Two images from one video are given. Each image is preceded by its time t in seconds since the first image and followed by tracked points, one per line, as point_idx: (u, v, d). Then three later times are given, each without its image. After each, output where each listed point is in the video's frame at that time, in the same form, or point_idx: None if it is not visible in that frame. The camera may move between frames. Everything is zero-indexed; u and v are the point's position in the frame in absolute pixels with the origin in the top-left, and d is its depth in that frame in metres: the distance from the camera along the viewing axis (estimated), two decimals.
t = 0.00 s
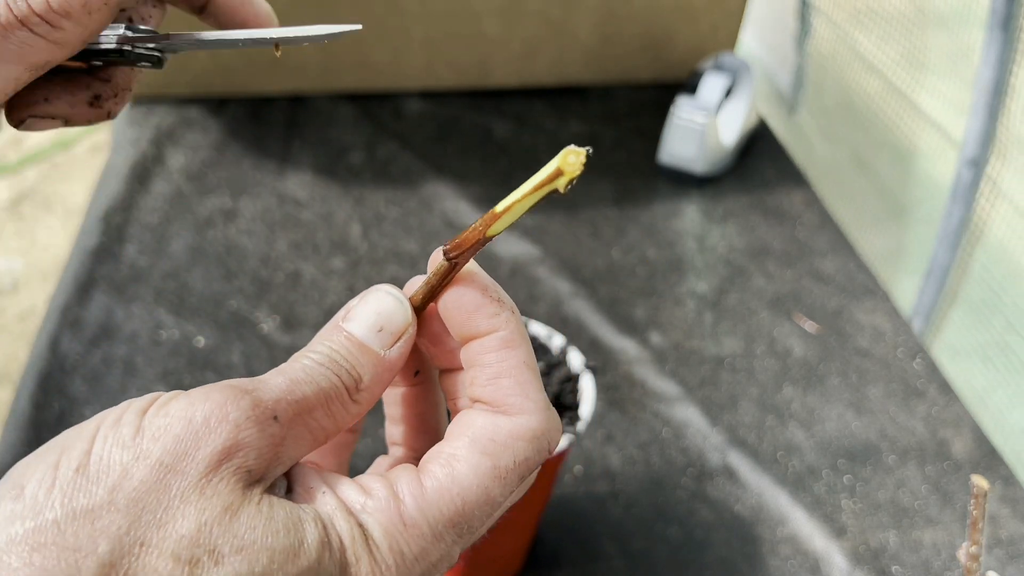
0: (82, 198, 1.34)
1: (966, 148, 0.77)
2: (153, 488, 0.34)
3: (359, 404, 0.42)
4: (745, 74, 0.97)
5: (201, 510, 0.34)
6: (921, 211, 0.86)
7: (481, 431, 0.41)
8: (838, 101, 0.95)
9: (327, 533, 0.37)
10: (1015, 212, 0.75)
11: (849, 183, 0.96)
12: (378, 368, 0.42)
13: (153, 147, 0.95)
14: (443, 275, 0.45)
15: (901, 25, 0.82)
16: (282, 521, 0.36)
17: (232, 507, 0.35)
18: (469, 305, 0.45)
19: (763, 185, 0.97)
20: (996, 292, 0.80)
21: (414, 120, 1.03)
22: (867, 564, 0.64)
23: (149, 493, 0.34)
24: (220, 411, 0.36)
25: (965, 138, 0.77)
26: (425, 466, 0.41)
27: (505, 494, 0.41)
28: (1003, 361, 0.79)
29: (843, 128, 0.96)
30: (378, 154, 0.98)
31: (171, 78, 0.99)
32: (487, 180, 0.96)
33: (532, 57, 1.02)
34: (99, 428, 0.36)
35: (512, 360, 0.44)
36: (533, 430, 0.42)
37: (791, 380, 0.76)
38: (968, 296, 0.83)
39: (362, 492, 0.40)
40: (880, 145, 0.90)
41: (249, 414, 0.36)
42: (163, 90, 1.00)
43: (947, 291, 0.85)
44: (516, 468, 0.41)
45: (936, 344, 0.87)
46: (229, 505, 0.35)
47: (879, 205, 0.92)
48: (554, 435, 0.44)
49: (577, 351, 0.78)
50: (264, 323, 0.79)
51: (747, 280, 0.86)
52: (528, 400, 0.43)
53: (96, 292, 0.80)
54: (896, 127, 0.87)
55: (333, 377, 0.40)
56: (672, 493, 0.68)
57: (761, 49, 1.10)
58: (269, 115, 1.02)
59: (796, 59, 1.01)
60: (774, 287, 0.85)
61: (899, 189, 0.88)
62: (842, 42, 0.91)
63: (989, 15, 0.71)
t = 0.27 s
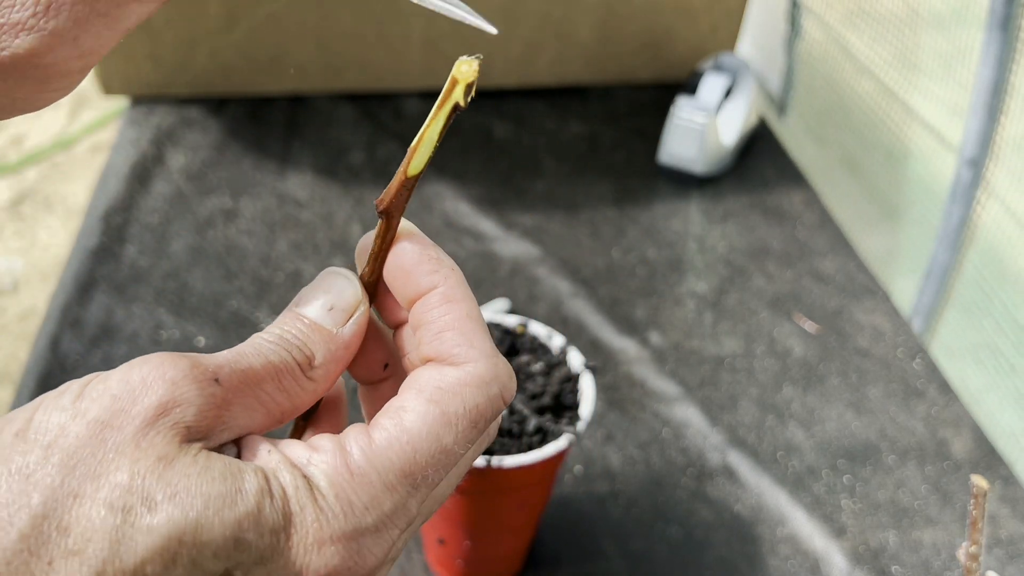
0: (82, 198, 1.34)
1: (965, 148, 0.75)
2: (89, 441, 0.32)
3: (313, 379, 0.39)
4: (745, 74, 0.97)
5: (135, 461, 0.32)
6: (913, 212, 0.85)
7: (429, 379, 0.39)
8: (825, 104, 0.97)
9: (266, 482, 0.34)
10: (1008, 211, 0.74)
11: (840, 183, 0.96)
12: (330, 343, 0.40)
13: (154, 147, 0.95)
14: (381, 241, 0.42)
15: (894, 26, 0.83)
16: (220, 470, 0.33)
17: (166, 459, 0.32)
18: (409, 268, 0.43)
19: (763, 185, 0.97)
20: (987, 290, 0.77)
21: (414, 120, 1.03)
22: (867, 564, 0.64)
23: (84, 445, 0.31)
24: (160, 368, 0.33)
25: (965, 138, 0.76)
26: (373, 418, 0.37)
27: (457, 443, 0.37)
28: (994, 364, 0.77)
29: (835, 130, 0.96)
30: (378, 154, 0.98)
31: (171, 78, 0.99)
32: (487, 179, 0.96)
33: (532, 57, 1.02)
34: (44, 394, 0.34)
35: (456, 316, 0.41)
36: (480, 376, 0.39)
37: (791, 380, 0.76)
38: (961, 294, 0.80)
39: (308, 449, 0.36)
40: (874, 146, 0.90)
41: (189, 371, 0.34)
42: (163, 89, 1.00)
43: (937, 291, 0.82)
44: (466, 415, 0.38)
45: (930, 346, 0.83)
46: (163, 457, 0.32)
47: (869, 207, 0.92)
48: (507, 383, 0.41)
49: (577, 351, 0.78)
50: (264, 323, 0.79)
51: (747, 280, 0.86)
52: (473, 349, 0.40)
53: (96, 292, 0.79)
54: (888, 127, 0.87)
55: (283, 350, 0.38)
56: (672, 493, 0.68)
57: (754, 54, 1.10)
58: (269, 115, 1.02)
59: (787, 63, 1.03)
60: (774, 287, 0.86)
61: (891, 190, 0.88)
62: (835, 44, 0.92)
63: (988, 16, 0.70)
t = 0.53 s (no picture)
0: (83, 198, 1.34)
1: (965, 148, 0.75)
2: (94, 444, 0.31)
3: (311, 389, 0.39)
4: (745, 74, 0.97)
5: (141, 462, 0.31)
6: (913, 212, 0.85)
7: (425, 382, 0.39)
8: (829, 104, 0.96)
9: (269, 484, 0.34)
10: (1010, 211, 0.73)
11: (841, 184, 0.95)
12: (327, 352, 0.40)
13: (154, 147, 0.95)
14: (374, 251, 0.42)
15: (895, 25, 0.83)
16: (224, 472, 0.32)
17: (172, 461, 0.32)
18: (402, 272, 0.43)
19: (762, 185, 0.98)
20: (986, 289, 0.77)
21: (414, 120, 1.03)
22: (867, 564, 0.64)
23: (90, 447, 0.31)
24: (164, 375, 0.33)
25: (965, 138, 0.75)
26: (372, 422, 0.37)
27: (454, 443, 0.37)
28: (993, 363, 0.76)
29: (837, 129, 0.96)
30: (378, 154, 0.98)
31: (171, 78, 0.99)
32: (488, 180, 0.96)
33: (532, 57, 1.02)
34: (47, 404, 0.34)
35: (447, 318, 0.41)
36: (476, 375, 0.39)
37: (791, 380, 0.76)
38: (960, 294, 0.79)
39: (309, 451, 0.36)
40: (875, 146, 0.90)
41: (193, 377, 0.34)
42: (163, 90, 1.01)
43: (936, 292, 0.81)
44: (464, 417, 0.38)
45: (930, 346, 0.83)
46: (169, 459, 0.32)
47: (869, 208, 0.92)
48: (504, 384, 0.41)
49: (578, 351, 0.78)
50: (264, 323, 0.79)
51: (747, 280, 0.86)
52: (468, 350, 0.40)
53: (96, 292, 0.79)
54: (888, 126, 0.87)
55: (282, 361, 0.38)
56: (672, 493, 0.68)
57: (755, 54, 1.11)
58: (269, 116, 1.02)
59: (790, 64, 1.02)
60: (774, 287, 0.86)
61: (891, 191, 0.88)
62: (837, 43, 0.92)
63: (989, 15, 0.70)
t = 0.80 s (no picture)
0: (83, 198, 1.34)
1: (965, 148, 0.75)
2: (88, 421, 0.31)
3: (305, 368, 0.39)
4: (745, 74, 0.97)
5: (134, 437, 0.31)
6: (914, 212, 0.85)
7: (419, 356, 0.38)
8: (829, 104, 0.96)
9: (264, 457, 0.33)
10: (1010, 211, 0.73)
11: (843, 182, 0.95)
12: (320, 331, 0.40)
13: (154, 147, 0.95)
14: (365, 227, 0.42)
15: (895, 24, 0.83)
16: (218, 446, 0.32)
17: (166, 435, 0.31)
18: (393, 250, 0.43)
19: (762, 185, 0.98)
20: (988, 288, 0.77)
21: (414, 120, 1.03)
22: (867, 564, 0.64)
23: (85, 424, 0.31)
24: (156, 351, 0.33)
25: (965, 138, 0.75)
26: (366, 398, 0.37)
27: (449, 416, 0.37)
28: (995, 363, 0.76)
29: (837, 128, 0.96)
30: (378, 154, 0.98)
31: (171, 78, 0.99)
32: (488, 179, 0.96)
33: (533, 57, 1.02)
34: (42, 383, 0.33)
35: (439, 294, 0.41)
36: (468, 349, 0.39)
37: (791, 380, 0.76)
38: (960, 293, 0.79)
39: (303, 427, 0.36)
40: (876, 144, 0.90)
41: (186, 353, 0.34)
42: (163, 90, 1.01)
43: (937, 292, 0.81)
44: (458, 391, 0.38)
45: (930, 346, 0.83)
46: (163, 433, 0.31)
47: (870, 207, 0.92)
48: (496, 358, 0.41)
49: (578, 351, 0.78)
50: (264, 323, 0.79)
51: (747, 280, 0.86)
52: (460, 324, 0.40)
53: (96, 292, 0.79)
54: (888, 126, 0.87)
55: (275, 341, 0.38)
56: (672, 493, 0.68)
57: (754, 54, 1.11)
58: (269, 115, 1.02)
59: (792, 63, 1.02)
60: (774, 287, 0.86)
61: (892, 190, 0.88)
62: (838, 42, 0.92)
63: (989, 16, 0.70)
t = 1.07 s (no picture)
0: (83, 198, 1.34)
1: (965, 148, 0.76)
2: (94, 429, 0.31)
3: (308, 382, 0.40)
4: (745, 74, 0.97)
5: (140, 444, 0.31)
6: (921, 211, 0.85)
7: (417, 365, 0.38)
8: (840, 101, 0.95)
9: (266, 465, 0.33)
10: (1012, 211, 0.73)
11: (852, 181, 0.96)
12: (321, 345, 0.41)
13: (154, 147, 0.95)
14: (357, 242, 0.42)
15: (899, 24, 0.82)
16: (222, 452, 0.32)
17: (171, 443, 0.31)
18: (391, 263, 0.43)
19: (762, 185, 0.98)
20: (990, 290, 0.78)
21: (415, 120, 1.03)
22: (867, 564, 0.64)
23: (91, 431, 0.31)
24: (161, 363, 0.34)
25: (965, 138, 0.76)
26: (367, 406, 0.37)
27: (449, 424, 0.37)
28: (997, 362, 0.78)
29: (846, 126, 0.95)
30: (378, 154, 0.98)
31: (171, 78, 0.99)
32: (487, 179, 0.96)
33: (533, 57, 1.02)
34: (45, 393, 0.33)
35: (436, 304, 0.41)
36: (467, 357, 0.39)
37: (791, 380, 0.77)
38: (962, 294, 0.81)
39: (306, 435, 0.36)
40: (882, 144, 0.90)
41: (190, 364, 0.34)
42: (163, 90, 1.01)
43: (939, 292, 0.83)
44: (457, 399, 0.38)
45: (933, 345, 0.85)
46: (168, 441, 0.31)
47: (880, 206, 0.92)
48: (495, 366, 0.41)
49: (577, 351, 0.78)
50: (264, 323, 0.79)
51: (747, 280, 0.86)
52: (457, 334, 0.40)
53: (96, 292, 0.79)
54: (895, 125, 0.87)
55: (278, 354, 0.39)
56: (672, 493, 0.68)
57: (765, 52, 1.11)
58: (269, 115, 1.02)
59: (801, 61, 1.02)
60: (774, 287, 0.86)
61: (900, 189, 0.88)
62: (846, 40, 0.91)
63: (989, 16, 0.70)
